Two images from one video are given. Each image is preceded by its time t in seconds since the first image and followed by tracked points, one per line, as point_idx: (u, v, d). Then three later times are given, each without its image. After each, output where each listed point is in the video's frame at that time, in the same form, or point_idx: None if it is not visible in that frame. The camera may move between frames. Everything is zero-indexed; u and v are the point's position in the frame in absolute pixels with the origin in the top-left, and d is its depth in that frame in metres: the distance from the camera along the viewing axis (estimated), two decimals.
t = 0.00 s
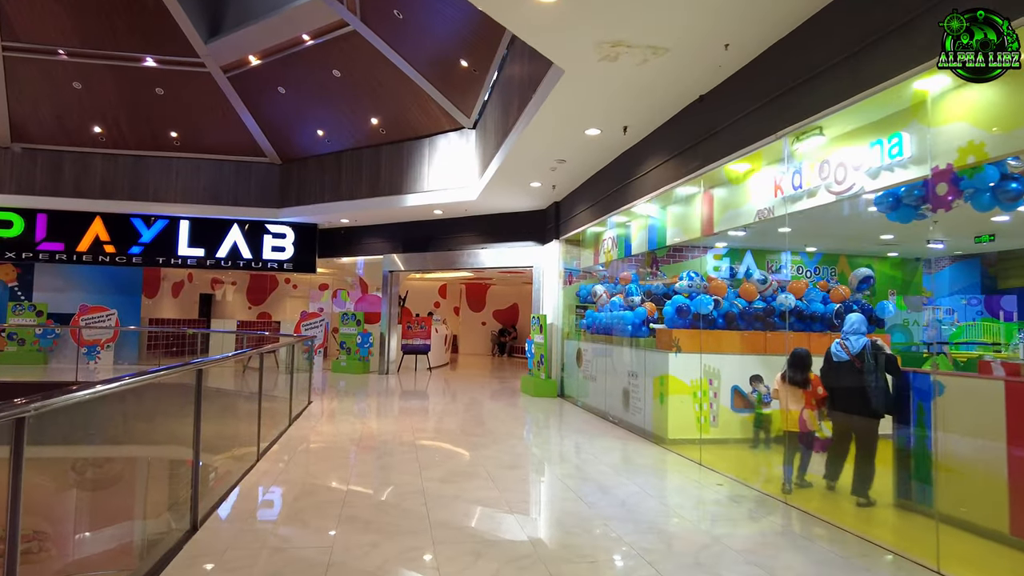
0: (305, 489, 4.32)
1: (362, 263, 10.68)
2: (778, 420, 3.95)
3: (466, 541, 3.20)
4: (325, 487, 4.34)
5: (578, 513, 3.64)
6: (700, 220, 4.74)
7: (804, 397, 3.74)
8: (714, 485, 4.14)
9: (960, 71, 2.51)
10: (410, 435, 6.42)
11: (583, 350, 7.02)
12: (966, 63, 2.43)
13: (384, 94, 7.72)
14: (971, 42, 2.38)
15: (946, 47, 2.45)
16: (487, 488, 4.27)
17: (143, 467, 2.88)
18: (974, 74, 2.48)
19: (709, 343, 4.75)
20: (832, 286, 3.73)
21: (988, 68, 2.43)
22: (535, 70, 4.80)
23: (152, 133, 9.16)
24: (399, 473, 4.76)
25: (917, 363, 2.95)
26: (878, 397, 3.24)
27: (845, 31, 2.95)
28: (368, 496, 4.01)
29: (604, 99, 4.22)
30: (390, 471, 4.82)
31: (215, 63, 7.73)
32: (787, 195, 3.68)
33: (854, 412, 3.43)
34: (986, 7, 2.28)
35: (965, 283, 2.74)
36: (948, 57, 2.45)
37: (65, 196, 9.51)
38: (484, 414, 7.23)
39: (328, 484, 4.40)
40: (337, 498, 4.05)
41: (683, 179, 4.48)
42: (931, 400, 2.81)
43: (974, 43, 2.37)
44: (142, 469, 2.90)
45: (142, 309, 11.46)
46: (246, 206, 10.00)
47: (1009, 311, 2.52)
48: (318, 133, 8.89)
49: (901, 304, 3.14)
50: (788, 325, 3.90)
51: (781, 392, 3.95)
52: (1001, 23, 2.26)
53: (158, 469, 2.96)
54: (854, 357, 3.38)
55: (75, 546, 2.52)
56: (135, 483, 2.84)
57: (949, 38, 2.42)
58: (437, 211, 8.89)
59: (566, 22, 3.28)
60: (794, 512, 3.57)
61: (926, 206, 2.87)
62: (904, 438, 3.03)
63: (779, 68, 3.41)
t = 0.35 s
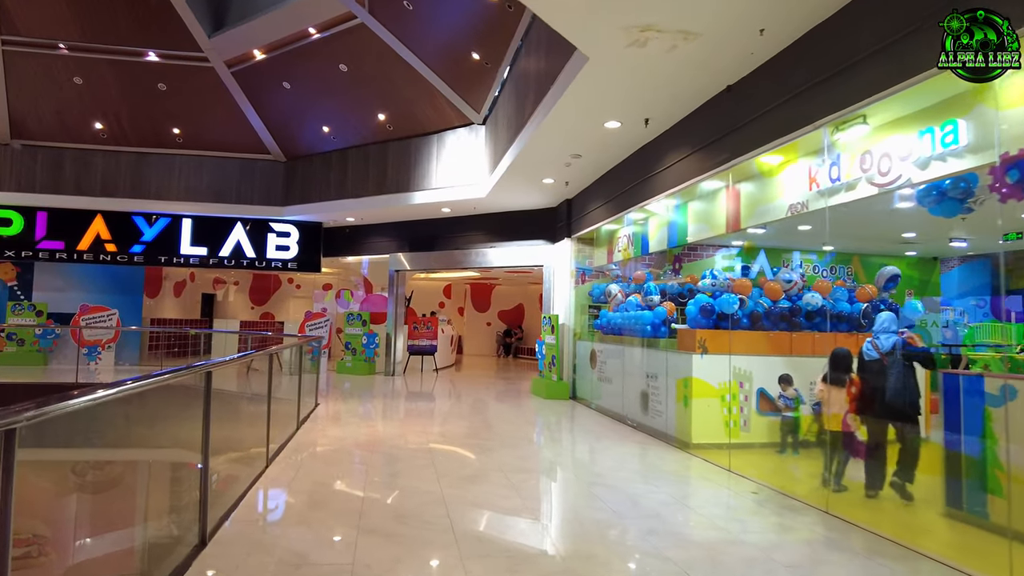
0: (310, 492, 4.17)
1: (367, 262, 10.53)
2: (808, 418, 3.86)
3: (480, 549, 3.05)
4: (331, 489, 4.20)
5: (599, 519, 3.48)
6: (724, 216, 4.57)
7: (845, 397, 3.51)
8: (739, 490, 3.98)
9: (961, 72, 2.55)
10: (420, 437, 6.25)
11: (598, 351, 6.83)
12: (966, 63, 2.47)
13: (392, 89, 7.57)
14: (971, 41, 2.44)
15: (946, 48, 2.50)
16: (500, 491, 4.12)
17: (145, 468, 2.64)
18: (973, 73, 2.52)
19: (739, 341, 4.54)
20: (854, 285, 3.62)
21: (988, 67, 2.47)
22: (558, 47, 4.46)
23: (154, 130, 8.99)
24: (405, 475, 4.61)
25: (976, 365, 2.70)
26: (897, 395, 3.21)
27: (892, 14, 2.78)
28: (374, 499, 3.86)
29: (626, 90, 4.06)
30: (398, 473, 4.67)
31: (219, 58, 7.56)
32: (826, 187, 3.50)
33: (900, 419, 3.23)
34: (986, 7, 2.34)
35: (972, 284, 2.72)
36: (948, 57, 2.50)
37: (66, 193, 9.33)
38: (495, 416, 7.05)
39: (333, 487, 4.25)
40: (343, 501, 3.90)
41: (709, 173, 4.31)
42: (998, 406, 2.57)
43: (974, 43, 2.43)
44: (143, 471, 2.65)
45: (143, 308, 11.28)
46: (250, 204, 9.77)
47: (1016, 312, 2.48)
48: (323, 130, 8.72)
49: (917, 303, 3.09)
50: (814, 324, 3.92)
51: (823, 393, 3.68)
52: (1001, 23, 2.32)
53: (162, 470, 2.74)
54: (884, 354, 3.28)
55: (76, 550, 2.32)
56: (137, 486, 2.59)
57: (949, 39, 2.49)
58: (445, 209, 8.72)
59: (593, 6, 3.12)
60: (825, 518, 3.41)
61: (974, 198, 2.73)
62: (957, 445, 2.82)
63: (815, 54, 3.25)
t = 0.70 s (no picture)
0: (315, 497, 4.02)
1: (371, 263, 10.37)
2: (835, 425, 3.83)
3: (499, 565, 2.89)
4: (336, 494, 4.04)
5: (623, 529, 3.31)
6: (750, 216, 4.41)
7: (892, 404, 3.29)
8: (766, 499, 3.81)
9: (961, 75, 2.59)
10: (429, 441, 6.08)
11: (612, 355, 6.64)
12: (966, 63, 2.53)
13: (400, 86, 7.41)
14: (971, 42, 2.51)
15: (947, 48, 2.58)
16: (516, 499, 3.96)
17: (148, 474, 2.43)
18: (973, 74, 2.57)
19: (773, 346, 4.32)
20: (881, 288, 3.44)
21: (987, 67, 2.51)
22: (581, 31, 4.18)
23: (155, 128, 8.81)
24: (410, 479, 4.46)
25: (1005, 370, 2.69)
26: (960, 401, 2.92)
27: None
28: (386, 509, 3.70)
29: (650, 81, 3.90)
30: (404, 478, 4.52)
31: (222, 55, 7.39)
32: (864, 184, 3.34)
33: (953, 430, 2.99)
34: (986, 8, 2.44)
35: (982, 285, 2.90)
36: (949, 57, 2.58)
37: (65, 193, 9.15)
38: (505, 420, 6.90)
39: (338, 492, 4.10)
40: (348, 509, 3.75)
41: (735, 169, 4.12)
42: None
43: (973, 43, 2.49)
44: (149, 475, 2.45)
45: (143, 310, 11.01)
46: (253, 204, 9.60)
47: None
48: (329, 128, 8.57)
49: (936, 307, 3.14)
50: (842, 328, 3.95)
51: (864, 401, 3.50)
52: (1001, 22, 2.41)
53: (167, 477, 2.57)
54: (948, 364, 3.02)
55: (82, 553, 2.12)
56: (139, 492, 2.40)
57: (950, 39, 2.57)
58: (453, 208, 8.54)
59: None
60: (863, 531, 3.24)
61: None
62: (1013, 457, 2.64)
63: (856, 44, 3.08)
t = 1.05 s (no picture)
0: (316, 501, 3.82)
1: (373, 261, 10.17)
2: (868, 429, 3.61)
3: None
4: (339, 498, 3.85)
5: (643, 531, 3.14)
6: (773, 208, 4.22)
7: (943, 406, 3.00)
8: (791, 503, 3.62)
9: (962, 75, 2.63)
10: (435, 443, 5.88)
11: (623, 356, 6.43)
12: (966, 63, 2.56)
13: (403, 78, 7.21)
14: (971, 42, 2.54)
15: (947, 48, 2.62)
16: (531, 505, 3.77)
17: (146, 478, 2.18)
18: (973, 74, 2.60)
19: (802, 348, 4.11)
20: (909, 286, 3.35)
21: (987, 68, 2.54)
22: (597, 14, 3.96)
23: (152, 123, 8.61)
24: (414, 480, 4.28)
25: None
26: None
27: None
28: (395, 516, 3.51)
29: (670, 66, 3.71)
30: (409, 479, 4.34)
31: (220, 48, 7.19)
32: (902, 172, 3.18)
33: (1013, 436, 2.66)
34: (986, 8, 2.47)
35: (991, 284, 2.80)
36: (949, 57, 2.61)
37: (60, 190, 8.95)
38: (512, 421, 6.70)
39: (340, 496, 3.91)
40: (349, 511, 3.56)
41: (760, 158, 3.91)
42: None
43: (973, 43, 2.52)
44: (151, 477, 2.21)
45: (142, 310, 10.97)
46: (252, 201, 9.37)
47: None
48: (330, 123, 8.37)
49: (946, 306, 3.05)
50: (865, 326, 3.81)
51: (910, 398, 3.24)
52: (1001, 22, 2.44)
53: (169, 478, 2.34)
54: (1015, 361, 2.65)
55: (76, 560, 1.88)
56: (138, 498, 2.17)
57: (951, 39, 2.60)
58: (457, 205, 8.35)
59: None
60: (900, 538, 3.04)
61: None
62: None
63: (895, 24, 2.90)
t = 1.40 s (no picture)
0: (324, 509, 3.64)
1: (377, 260, 10.00)
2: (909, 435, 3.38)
3: None
4: (348, 505, 3.67)
5: (672, 541, 2.97)
6: (801, 200, 4.03)
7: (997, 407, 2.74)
8: (825, 510, 3.44)
9: (962, 76, 2.66)
10: (444, 446, 5.69)
11: (638, 356, 6.23)
12: (966, 62, 2.60)
13: (409, 71, 7.02)
14: (971, 42, 2.58)
15: (948, 48, 2.67)
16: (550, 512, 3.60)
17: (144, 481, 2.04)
18: (973, 74, 2.63)
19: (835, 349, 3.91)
20: (938, 279, 3.29)
21: (987, 67, 2.57)
22: None
23: (152, 119, 8.43)
24: (425, 485, 4.11)
25: None
26: None
27: None
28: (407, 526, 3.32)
29: (692, 52, 3.54)
30: (420, 484, 4.17)
31: (221, 40, 7.00)
32: (949, 161, 2.99)
33: None
34: (986, 8, 2.52)
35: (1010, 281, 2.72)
36: (950, 57, 2.66)
37: (58, 188, 8.78)
38: (523, 423, 6.51)
39: (349, 504, 3.71)
40: (359, 518, 3.39)
41: (790, 147, 3.71)
42: None
43: (973, 43, 2.56)
44: (150, 480, 2.08)
45: (142, 310, 10.71)
46: (254, 198, 9.19)
47: None
48: (334, 118, 8.18)
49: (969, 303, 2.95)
50: (897, 323, 3.61)
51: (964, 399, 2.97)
52: (1001, 22, 2.48)
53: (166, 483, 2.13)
54: None
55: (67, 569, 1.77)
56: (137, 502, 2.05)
57: (951, 39, 2.65)
58: (464, 202, 8.16)
59: None
60: (947, 550, 2.86)
61: None
62: None
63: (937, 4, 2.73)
